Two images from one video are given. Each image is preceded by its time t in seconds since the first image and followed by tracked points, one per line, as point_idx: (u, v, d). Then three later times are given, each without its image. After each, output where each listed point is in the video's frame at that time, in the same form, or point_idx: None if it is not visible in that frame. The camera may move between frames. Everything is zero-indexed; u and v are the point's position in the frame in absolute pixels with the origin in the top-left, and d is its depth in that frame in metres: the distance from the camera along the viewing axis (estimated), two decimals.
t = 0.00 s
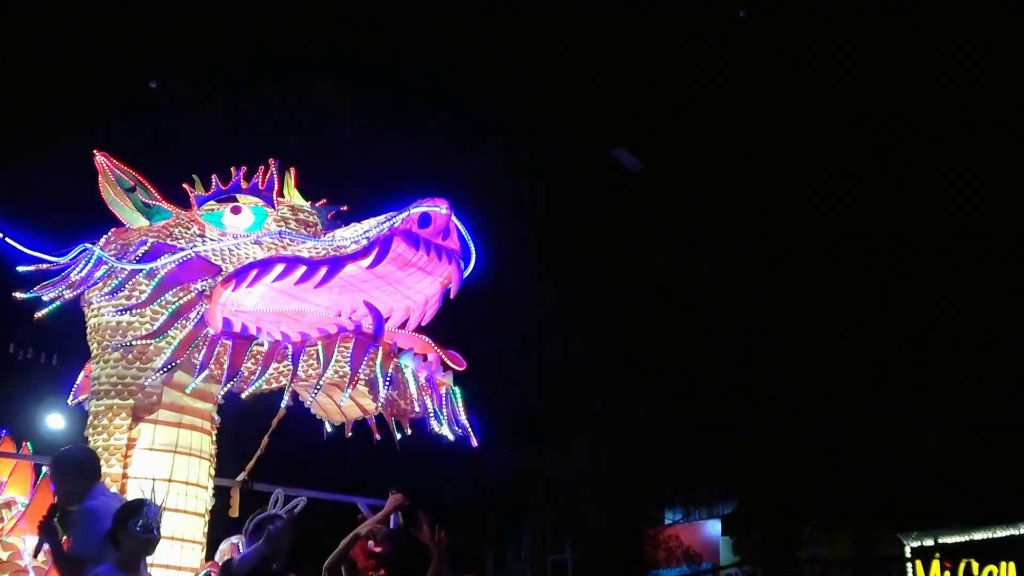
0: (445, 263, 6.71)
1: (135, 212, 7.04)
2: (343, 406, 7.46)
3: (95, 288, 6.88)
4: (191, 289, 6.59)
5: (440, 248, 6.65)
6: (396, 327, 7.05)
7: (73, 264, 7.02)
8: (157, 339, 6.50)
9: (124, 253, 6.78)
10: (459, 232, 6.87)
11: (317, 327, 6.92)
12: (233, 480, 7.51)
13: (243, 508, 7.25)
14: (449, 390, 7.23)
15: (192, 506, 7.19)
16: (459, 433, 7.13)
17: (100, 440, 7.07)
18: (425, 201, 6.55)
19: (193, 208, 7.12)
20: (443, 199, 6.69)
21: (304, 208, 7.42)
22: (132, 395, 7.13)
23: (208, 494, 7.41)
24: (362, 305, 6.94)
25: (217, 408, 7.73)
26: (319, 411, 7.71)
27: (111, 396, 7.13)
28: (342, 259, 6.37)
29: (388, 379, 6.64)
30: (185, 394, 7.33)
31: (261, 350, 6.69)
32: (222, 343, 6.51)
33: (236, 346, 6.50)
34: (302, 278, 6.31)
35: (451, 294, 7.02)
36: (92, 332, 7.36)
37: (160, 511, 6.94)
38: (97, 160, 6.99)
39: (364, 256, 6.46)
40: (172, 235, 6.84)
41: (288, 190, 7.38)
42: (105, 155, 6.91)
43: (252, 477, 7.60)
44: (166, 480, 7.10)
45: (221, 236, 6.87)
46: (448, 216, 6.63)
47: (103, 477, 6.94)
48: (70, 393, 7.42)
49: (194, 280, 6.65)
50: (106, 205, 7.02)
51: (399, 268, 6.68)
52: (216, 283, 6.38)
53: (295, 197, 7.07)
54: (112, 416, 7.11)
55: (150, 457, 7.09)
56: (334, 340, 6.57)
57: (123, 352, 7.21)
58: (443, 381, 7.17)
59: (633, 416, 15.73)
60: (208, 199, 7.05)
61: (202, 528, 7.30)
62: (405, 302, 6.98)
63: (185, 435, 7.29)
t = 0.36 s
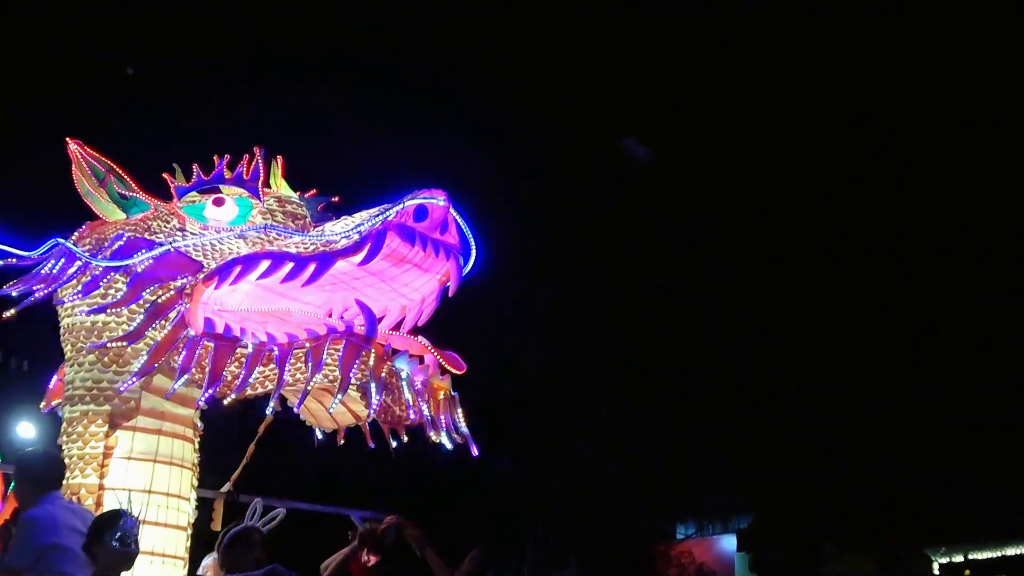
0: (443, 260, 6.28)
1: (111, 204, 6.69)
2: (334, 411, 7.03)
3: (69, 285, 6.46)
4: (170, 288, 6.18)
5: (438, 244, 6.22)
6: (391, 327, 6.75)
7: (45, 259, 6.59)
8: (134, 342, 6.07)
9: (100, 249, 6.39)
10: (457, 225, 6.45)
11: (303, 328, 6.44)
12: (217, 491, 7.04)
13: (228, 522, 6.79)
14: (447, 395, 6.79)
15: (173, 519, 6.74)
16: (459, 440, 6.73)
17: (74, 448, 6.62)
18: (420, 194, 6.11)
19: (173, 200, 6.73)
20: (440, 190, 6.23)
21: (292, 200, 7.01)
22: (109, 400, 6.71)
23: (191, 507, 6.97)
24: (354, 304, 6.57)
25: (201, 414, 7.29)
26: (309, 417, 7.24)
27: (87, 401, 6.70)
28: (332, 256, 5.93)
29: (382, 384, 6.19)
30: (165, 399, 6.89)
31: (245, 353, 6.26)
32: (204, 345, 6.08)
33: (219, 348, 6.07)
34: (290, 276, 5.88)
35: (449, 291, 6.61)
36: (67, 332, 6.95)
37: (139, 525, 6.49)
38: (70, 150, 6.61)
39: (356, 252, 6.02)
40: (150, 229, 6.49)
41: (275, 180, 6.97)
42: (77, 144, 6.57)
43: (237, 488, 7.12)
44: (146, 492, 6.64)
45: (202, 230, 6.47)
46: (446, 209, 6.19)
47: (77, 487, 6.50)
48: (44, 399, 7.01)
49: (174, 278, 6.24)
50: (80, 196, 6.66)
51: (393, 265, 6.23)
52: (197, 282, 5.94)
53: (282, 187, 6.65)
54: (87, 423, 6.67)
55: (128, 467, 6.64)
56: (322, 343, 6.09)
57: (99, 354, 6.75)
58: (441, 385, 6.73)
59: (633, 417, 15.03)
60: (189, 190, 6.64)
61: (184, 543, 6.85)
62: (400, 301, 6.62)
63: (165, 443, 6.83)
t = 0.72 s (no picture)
0: (440, 249, 5.82)
1: (83, 195, 6.21)
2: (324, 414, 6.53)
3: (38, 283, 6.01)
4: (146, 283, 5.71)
5: (434, 232, 5.80)
6: (385, 325, 6.28)
7: (14, 254, 6.12)
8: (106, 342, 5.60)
9: (72, 243, 5.93)
10: (455, 213, 6.01)
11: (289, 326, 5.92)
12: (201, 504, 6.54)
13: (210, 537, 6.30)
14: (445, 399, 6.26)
15: (152, 535, 6.27)
16: (460, 446, 6.20)
17: (46, 458, 6.17)
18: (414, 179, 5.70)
19: (150, 190, 6.26)
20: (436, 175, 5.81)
21: (278, 188, 6.54)
22: (83, 406, 6.24)
23: (172, 521, 6.50)
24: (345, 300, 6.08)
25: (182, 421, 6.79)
26: (298, 424, 6.78)
27: (59, 407, 6.25)
28: (320, 246, 5.47)
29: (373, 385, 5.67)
30: (143, 404, 6.40)
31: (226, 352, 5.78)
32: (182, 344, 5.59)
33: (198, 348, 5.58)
34: (275, 268, 5.41)
35: (447, 284, 6.12)
36: (37, 334, 6.47)
37: (113, 541, 6.02)
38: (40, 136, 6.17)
39: (346, 242, 5.56)
40: (125, 221, 6.01)
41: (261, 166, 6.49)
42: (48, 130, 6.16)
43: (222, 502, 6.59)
44: (123, 504, 6.17)
45: (181, 221, 6.01)
46: (442, 194, 5.80)
47: (48, 500, 6.05)
48: (15, 406, 6.55)
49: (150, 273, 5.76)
50: (50, 186, 6.20)
51: (386, 256, 5.76)
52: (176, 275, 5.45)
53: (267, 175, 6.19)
54: (60, 430, 6.22)
55: (103, 479, 6.18)
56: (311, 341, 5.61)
57: (71, 356, 6.30)
58: (439, 388, 6.23)
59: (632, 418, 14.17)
60: (167, 178, 6.17)
61: (163, 559, 6.36)
62: (395, 297, 6.10)
63: (143, 452, 6.35)
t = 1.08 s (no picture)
0: (439, 239, 5.38)
1: (56, 185, 5.77)
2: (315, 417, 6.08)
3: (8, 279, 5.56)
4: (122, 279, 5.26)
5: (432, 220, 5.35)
6: (381, 321, 5.81)
7: None
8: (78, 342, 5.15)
9: (43, 236, 5.47)
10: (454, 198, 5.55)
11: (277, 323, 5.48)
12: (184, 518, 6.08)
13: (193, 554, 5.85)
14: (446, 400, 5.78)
15: (132, 550, 5.81)
16: (461, 453, 5.72)
17: (18, 469, 5.72)
18: (410, 162, 5.24)
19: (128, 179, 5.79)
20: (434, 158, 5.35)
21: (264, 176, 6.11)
22: (56, 412, 5.78)
23: (153, 536, 6.04)
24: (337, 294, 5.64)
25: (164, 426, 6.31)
26: (288, 429, 6.33)
27: (31, 413, 5.80)
28: (309, 236, 5.02)
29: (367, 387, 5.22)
30: (120, 409, 5.96)
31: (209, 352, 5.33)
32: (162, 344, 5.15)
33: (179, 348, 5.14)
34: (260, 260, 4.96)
35: (446, 276, 5.68)
36: (8, 335, 6.01)
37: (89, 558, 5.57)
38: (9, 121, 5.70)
39: (337, 232, 5.11)
40: (99, 213, 5.56)
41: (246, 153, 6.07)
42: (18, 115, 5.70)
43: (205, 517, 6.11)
44: (100, 518, 5.71)
45: (161, 213, 5.57)
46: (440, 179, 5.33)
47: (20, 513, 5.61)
48: None
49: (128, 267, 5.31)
50: (22, 177, 5.73)
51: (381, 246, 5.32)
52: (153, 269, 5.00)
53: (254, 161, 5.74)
54: (32, 438, 5.77)
55: (78, 491, 5.72)
56: (299, 339, 5.16)
57: (44, 358, 5.85)
58: (439, 387, 5.74)
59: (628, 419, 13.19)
60: (146, 167, 5.64)
61: None
62: (390, 290, 5.70)
63: (121, 462, 5.89)
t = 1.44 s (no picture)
0: (438, 235, 5.00)
1: (32, 174, 5.41)
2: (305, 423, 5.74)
3: None
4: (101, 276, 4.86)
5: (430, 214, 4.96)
6: (377, 322, 5.49)
7: None
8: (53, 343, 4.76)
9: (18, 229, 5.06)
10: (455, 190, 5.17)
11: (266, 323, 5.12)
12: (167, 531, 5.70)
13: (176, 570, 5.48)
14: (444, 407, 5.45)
15: (112, 565, 5.44)
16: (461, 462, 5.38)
17: None
18: (407, 152, 4.85)
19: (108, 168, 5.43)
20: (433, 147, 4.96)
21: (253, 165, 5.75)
22: (32, 417, 5.35)
23: (135, 550, 5.67)
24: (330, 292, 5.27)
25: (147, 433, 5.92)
26: (277, 436, 5.97)
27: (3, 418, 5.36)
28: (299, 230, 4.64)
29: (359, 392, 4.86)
30: (99, 414, 5.58)
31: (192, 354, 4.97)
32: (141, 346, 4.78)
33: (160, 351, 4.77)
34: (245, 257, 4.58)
35: (446, 273, 5.31)
36: None
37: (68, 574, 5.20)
38: None
39: (328, 226, 4.74)
40: (75, 205, 5.18)
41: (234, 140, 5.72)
42: None
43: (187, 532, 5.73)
44: (79, 531, 5.35)
45: (141, 205, 5.18)
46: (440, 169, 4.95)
47: None
48: None
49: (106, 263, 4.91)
50: None
51: (376, 241, 4.94)
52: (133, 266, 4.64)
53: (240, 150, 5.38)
54: (6, 445, 5.33)
55: (55, 501, 5.34)
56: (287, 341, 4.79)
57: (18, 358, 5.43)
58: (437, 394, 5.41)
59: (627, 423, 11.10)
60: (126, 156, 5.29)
61: None
62: (387, 288, 5.34)
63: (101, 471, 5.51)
